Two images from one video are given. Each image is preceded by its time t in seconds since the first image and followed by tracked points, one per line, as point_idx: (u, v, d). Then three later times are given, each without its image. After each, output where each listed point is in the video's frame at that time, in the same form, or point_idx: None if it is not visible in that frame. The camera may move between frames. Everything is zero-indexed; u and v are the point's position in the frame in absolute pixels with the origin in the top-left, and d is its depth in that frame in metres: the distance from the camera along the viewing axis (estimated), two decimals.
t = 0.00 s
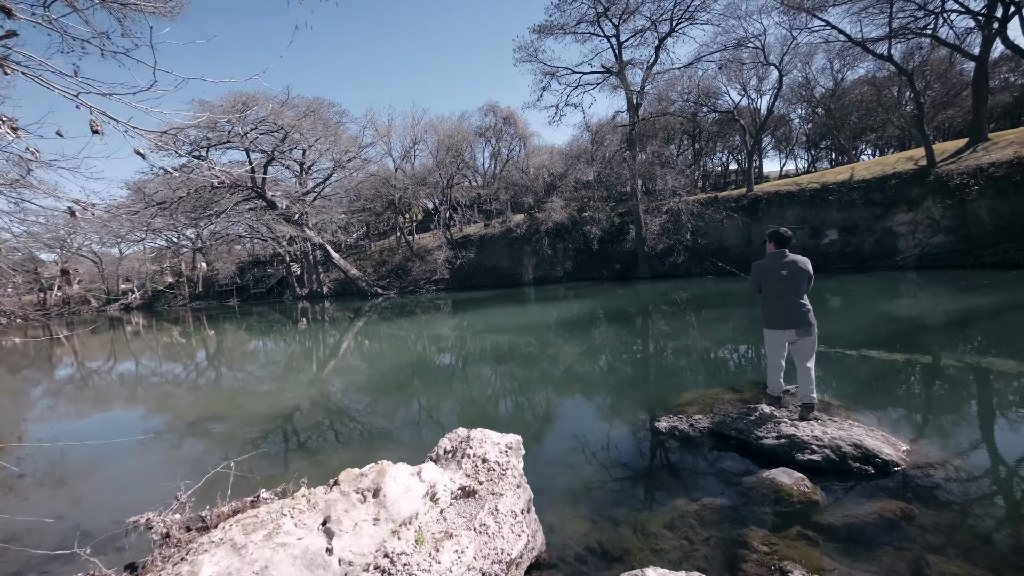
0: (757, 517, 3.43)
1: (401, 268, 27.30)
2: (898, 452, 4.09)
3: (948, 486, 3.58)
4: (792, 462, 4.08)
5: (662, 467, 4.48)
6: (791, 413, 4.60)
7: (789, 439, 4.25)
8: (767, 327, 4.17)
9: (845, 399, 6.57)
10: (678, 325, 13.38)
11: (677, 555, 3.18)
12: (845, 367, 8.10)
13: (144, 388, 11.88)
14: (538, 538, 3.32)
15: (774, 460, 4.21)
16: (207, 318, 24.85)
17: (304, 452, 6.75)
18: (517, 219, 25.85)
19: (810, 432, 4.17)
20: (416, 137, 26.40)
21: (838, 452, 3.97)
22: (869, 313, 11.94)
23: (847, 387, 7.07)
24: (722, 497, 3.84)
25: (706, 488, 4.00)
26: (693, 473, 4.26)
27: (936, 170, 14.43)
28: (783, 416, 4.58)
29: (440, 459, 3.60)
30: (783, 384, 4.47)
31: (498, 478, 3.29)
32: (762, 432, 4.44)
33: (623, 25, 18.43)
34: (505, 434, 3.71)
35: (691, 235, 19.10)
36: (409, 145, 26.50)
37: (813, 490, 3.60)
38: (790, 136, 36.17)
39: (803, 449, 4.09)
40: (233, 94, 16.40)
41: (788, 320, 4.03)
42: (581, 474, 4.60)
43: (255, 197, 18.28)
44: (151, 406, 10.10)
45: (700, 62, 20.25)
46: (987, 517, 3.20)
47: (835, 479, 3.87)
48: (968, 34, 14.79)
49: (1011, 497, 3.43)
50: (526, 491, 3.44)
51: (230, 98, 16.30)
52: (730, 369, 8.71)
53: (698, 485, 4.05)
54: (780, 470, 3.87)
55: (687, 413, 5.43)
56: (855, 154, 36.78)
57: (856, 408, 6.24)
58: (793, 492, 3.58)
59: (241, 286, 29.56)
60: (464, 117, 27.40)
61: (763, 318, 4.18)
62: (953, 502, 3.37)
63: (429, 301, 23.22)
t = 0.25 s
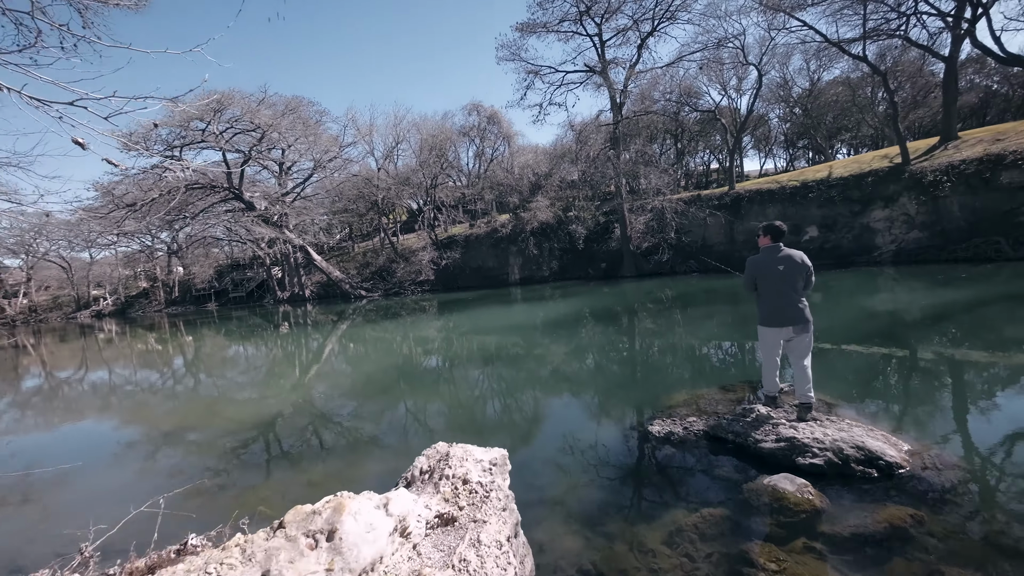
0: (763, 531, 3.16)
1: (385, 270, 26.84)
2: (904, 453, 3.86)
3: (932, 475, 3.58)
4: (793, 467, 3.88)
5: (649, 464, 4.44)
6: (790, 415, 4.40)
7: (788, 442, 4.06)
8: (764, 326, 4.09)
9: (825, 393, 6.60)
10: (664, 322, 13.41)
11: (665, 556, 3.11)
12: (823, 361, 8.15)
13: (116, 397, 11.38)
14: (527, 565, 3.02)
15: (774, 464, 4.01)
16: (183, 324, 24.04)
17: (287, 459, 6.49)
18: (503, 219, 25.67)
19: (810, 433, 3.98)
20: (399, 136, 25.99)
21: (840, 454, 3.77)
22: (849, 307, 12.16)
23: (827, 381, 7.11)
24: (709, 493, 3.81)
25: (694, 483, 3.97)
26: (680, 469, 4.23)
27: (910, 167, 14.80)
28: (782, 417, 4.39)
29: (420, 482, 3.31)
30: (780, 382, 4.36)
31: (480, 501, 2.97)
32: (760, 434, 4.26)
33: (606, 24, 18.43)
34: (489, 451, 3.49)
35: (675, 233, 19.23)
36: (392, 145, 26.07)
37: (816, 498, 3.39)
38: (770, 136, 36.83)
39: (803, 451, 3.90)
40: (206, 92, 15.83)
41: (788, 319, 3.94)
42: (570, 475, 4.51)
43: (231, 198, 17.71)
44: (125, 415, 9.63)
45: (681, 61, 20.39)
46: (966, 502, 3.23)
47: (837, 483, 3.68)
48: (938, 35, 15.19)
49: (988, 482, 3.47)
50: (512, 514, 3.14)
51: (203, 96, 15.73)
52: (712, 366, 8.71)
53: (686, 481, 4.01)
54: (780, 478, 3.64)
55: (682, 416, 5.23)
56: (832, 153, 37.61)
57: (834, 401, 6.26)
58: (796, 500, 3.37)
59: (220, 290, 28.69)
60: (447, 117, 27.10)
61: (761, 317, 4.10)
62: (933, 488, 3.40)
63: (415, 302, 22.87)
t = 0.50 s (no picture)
0: (760, 544, 3.00)
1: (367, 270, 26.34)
2: (900, 455, 3.74)
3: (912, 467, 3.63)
4: (790, 474, 3.72)
5: (636, 461, 4.43)
6: (784, 417, 4.25)
7: (783, 446, 3.90)
8: (756, 326, 4.03)
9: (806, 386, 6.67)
10: (648, 319, 13.47)
11: (653, 557, 3.09)
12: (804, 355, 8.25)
13: (84, 405, 10.84)
14: None
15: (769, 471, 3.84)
16: (157, 327, 23.16)
17: (268, 464, 6.23)
18: (487, 217, 25.46)
19: (806, 439, 3.82)
20: (380, 134, 25.50)
21: (838, 459, 3.62)
22: (828, 302, 12.42)
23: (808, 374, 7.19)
24: (696, 490, 3.82)
25: (680, 480, 3.97)
26: (667, 465, 4.23)
27: (885, 165, 15.19)
28: (775, 420, 4.23)
29: (392, 513, 2.93)
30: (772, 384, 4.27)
31: (461, 536, 2.62)
32: (754, 438, 4.09)
33: (588, 21, 18.37)
34: (469, 472, 3.17)
35: (659, 230, 19.35)
36: (373, 142, 25.55)
37: (817, 510, 3.16)
38: (749, 135, 37.45)
39: (799, 457, 3.74)
40: (176, 87, 15.18)
41: (780, 319, 3.90)
42: (559, 476, 4.45)
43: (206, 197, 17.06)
44: (96, 424, 9.15)
45: (663, 60, 20.48)
46: (939, 492, 3.33)
47: (836, 489, 3.53)
48: (910, 36, 15.59)
49: (959, 472, 3.57)
50: (497, 547, 2.81)
51: (173, 91, 15.09)
52: (695, 362, 8.76)
53: (673, 478, 4.01)
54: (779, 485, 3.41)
55: (672, 420, 5.04)
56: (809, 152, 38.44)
57: (815, 394, 6.34)
58: (795, 511, 3.13)
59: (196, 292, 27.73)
60: (430, 114, 26.71)
61: (752, 317, 4.04)
62: (907, 476, 3.47)
63: (399, 303, 22.50)
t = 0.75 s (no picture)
0: (757, 544, 2.98)
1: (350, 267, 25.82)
2: (891, 448, 3.80)
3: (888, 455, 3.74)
4: (785, 471, 3.71)
5: (623, 456, 4.46)
6: (776, 413, 4.27)
7: (777, 443, 3.91)
8: (747, 321, 4.04)
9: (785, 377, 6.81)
10: (633, 314, 13.57)
11: (646, 556, 3.08)
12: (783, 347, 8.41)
13: (52, 410, 10.35)
14: None
15: (765, 468, 3.83)
16: (129, 328, 22.27)
17: (248, 466, 6.02)
18: (472, 213, 25.22)
19: (799, 435, 3.84)
20: (362, 127, 24.96)
21: (831, 455, 3.65)
22: (807, 295, 12.71)
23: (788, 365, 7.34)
24: (683, 483, 3.86)
25: (667, 473, 4.01)
26: (654, 459, 4.25)
27: (860, 161, 15.59)
28: (768, 417, 4.25)
29: (375, 530, 2.83)
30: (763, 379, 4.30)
31: (450, 554, 2.51)
32: (748, 435, 4.09)
33: (572, 15, 18.25)
34: (459, 483, 3.07)
35: (643, 226, 19.48)
36: (354, 137, 25.00)
37: (813, 507, 3.16)
38: (730, 131, 37.97)
39: (793, 453, 3.75)
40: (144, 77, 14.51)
41: (773, 313, 3.91)
42: (548, 473, 4.41)
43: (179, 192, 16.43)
44: (66, 429, 8.73)
45: (647, 55, 20.52)
46: (915, 480, 3.43)
47: (831, 485, 3.55)
48: (884, 35, 15.97)
49: (935, 461, 3.69)
50: (490, 562, 2.70)
51: (141, 81, 14.44)
52: (678, 355, 8.87)
53: (660, 472, 4.04)
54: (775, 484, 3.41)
55: (663, 417, 5.03)
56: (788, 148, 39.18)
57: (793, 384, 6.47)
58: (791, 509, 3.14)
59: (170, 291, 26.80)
60: (412, 108, 26.25)
61: (744, 311, 4.05)
62: (899, 470, 3.52)
63: (383, 300, 22.14)
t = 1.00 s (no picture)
0: (752, 539, 3.01)
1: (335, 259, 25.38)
2: (879, 442, 3.88)
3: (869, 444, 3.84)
4: (778, 463, 3.74)
5: (611, 447, 4.53)
6: (768, 407, 4.31)
7: (770, 435, 3.94)
8: (739, 314, 4.08)
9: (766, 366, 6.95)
10: (620, 306, 13.67)
11: (639, 551, 3.11)
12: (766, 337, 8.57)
13: (24, 407, 9.97)
14: None
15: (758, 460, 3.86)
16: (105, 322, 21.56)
17: (233, 462, 5.89)
18: (459, 204, 24.97)
19: (791, 428, 3.88)
20: (345, 116, 24.37)
21: (823, 447, 3.69)
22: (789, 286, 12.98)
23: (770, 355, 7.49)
24: (670, 473, 3.95)
25: (654, 463, 4.10)
26: (641, 449, 4.34)
27: (842, 155, 15.89)
28: (760, 410, 4.29)
29: (368, 539, 2.79)
30: (755, 372, 4.34)
31: (447, 562, 2.47)
32: (740, 428, 4.12)
33: (560, 3, 18.00)
34: (454, 487, 3.06)
35: (630, 218, 19.56)
36: (338, 125, 24.41)
37: (807, 501, 3.22)
38: (716, 124, 38.20)
39: (785, 445, 3.79)
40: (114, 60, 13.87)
41: (764, 306, 3.94)
42: (539, 466, 4.42)
43: (155, 181, 15.83)
44: (41, 426, 8.43)
45: (635, 46, 20.42)
46: (890, 467, 3.56)
47: (822, 477, 3.60)
48: (867, 30, 16.18)
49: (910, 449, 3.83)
50: (487, 568, 2.65)
51: (111, 65, 13.80)
52: (664, 346, 8.97)
53: (647, 462, 4.13)
54: (767, 478, 3.46)
55: (655, 410, 5.05)
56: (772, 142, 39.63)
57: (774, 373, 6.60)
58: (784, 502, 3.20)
59: (148, 283, 25.99)
60: (397, 96, 25.71)
61: (735, 305, 4.09)
62: (888, 463, 3.59)
63: (369, 292, 21.84)
